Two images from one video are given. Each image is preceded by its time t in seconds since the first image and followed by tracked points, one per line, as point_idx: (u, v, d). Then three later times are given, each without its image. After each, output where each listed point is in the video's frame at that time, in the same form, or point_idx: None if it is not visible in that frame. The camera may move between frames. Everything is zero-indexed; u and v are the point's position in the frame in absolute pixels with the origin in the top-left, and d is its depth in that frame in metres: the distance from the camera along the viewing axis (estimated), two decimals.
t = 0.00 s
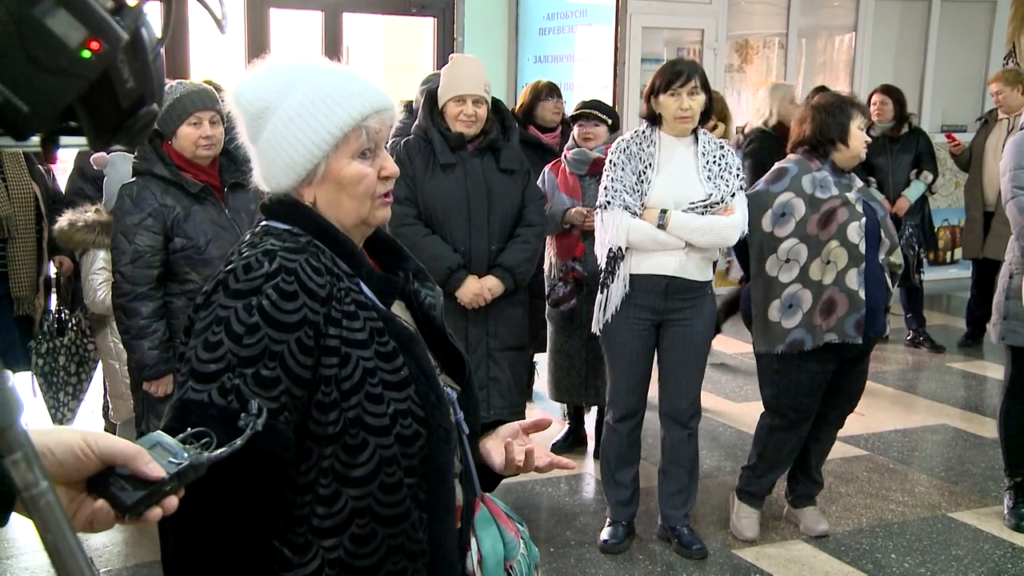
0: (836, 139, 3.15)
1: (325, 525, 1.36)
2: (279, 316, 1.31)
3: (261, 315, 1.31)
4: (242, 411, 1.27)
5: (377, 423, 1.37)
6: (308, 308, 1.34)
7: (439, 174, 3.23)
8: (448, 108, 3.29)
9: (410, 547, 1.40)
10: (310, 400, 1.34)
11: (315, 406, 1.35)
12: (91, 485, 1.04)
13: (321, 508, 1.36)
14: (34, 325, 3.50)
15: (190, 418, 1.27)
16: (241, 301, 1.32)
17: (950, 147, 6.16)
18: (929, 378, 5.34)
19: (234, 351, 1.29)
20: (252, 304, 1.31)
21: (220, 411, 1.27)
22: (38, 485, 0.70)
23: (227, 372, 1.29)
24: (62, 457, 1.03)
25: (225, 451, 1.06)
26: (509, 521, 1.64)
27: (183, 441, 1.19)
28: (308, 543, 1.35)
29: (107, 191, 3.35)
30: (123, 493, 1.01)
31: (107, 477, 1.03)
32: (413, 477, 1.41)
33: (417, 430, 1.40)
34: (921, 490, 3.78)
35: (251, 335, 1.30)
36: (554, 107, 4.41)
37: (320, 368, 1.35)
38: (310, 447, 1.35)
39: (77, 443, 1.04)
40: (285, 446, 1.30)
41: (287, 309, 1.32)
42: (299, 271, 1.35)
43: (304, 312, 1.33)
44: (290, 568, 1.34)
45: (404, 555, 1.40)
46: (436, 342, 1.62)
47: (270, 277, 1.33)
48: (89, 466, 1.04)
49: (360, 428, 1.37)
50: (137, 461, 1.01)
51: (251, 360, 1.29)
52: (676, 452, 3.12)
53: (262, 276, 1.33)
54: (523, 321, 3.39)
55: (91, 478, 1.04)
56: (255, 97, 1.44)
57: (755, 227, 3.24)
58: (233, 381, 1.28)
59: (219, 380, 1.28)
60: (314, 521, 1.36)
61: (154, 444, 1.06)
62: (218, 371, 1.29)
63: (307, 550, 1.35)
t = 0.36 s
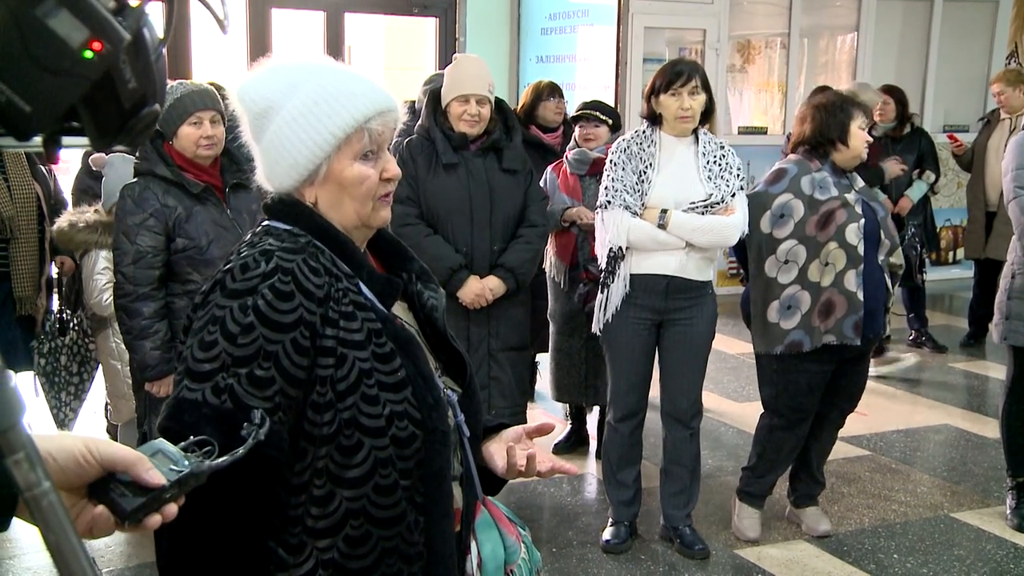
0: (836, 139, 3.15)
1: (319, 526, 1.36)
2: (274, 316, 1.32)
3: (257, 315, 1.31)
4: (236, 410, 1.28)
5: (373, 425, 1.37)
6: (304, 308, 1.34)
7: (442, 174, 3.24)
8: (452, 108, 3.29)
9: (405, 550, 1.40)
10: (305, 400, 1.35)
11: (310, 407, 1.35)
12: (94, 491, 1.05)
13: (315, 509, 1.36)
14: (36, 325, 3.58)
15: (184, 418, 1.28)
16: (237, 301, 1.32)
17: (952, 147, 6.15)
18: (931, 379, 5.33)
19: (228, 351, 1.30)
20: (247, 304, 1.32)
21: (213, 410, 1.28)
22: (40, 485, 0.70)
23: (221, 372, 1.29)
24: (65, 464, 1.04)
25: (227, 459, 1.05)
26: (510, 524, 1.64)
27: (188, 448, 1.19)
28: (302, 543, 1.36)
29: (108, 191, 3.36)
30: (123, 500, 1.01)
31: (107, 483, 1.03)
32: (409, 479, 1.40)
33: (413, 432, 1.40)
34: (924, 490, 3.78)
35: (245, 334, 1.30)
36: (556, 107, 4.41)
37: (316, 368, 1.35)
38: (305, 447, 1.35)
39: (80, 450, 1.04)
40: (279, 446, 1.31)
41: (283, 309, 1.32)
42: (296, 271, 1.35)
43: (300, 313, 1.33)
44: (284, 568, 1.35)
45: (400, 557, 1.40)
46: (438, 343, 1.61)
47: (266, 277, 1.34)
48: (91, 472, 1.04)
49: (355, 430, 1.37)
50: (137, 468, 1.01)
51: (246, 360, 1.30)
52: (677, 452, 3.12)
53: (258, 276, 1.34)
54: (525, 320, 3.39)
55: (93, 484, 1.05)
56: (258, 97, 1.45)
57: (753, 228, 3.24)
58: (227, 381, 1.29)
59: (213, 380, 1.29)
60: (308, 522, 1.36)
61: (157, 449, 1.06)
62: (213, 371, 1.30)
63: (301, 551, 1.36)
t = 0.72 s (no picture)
0: (833, 140, 3.15)
1: (323, 527, 1.36)
2: (280, 316, 1.32)
3: (263, 315, 1.31)
4: (241, 411, 1.28)
5: (378, 426, 1.38)
6: (309, 309, 1.34)
7: (442, 173, 3.23)
8: (454, 109, 3.29)
9: (409, 552, 1.41)
10: (311, 402, 1.35)
11: (315, 408, 1.35)
12: (99, 487, 1.05)
13: (320, 510, 1.36)
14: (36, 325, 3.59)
15: (189, 418, 1.28)
16: (242, 301, 1.32)
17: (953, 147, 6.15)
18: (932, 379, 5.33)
19: (234, 352, 1.30)
20: (253, 305, 1.32)
21: (219, 410, 1.27)
22: (41, 485, 0.70)
23: (227, 372, 1.29)
24: (70, 460, 1.04)
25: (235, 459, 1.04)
26: (512, 525, 1.64)
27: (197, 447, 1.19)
28: (307, 545, 1.36)
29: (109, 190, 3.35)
30: (127, 498, 1.01)
31: (113, 480, 1.03)
32: (414, 481, 1.41)
33: (418, 434, 1.40)
34: (924, 490, 3.78)
35: (251, 335, 1.30)
36: (552, 107, 4.39)
37: (321, 369, 1.35)
38: (310, 449, 1.35)
39: (85, 446, 1.04)
40: (285, 447, 1.30)
41: (289, 310, 1.32)
42: (301, 272, 1.35)
43: (305, 314, 1.33)
44: (288, 570, 1.35)
45: (403, 558, 1.41)
46: (440, 344, 1.61)
47: (272, 277, 1.33)
48: (96, 469, 1.04)
49: (360, 431, 1.37)
50: (141, 468, 1.01)
51: (252, 361, 1.30)
52: (677, 452, 3.12)
53: (264, 276, 1.33)
54: (526, 320, 3.39)
55: (99, 480, 1.05)
56: (265, 96, 1.45)
57: (750, 229, 3.24)
58: (233, 382, 1.29)
59: (219, 380, 1.29)
60: (313, 523, 1.36)
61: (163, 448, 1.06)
62: (219, 371, 1.29)
63: (305, 552, 1.36)
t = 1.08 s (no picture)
0: (829, 139, 3.15)
1: (333, 528, 1.36)
2: (290, 317, 1.32)
3: (273, 316, 1.31)
4: (253, 413, 1.28)
5: (387, 426, 1.38)
6: (319, 309, 1.34)
7: (441, 173, 3.23)
8: (452, 109, 3.29)
9: (417, 551, 1.41)
10: (320, 402, 1.35)
11: (324, 408, 1.35)
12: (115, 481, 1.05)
13: (329, 511, 1.36)
14: (36, 325, 3.62)
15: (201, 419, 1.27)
16: (253, 301, 1.32)
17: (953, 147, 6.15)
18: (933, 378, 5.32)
19: (245, 352, 1.30)
20: (263, 305, 1.32)
21: (231, 412, 1.27)
22: (41, 485, 0.70)
23: (237, 373, 1.29)
24: (86, 454, 1.03)
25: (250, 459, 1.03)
26: (513, 523, 1.65)
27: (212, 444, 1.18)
28: (316, 545, 1.36)
29: (109, 190, 3.36)
30: (141, 499, 1.00)
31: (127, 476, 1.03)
32: (423, 480, 1.41)
33: (426, 433, 1.41)
34: (925, 490, 3.77)
35: (262, 335, 1.30)
36: (547, 106, 4.40)
37: (330, 370, 1.35)
38: (320, 449, 1.35)
39: (101, 441, 1.03)
40: (297, 449, 1.30)
41: (299, 310, 1.32)
42: (310, 272, 1.35)
43: (315, 314, 1.33)
44: (297, 571, 1.35)
45: (411, 558, 1.41)
46: (443, 342, 1.62)
47: (281, 277, 1.33)
48: (111, 464, 1.03)
49: (370, 431, 1.37)
50: (155, 470, 1.00)
51: (263, 361, 1.30)
52: (677, 452, 3.13)
53: (273, 276, 1.33)
54: (526, 319, 3.39)
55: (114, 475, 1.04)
56: (272, 95, 1.45)
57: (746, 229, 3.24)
58: (245, 383, 1.29)
59: (230, 381, 1.29)
60: (322, 523, 1.36)
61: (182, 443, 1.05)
62: (229, 372, 1.29)
63: (314, 553, 1.36)
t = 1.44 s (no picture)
0: (825, 139, 3.14)
1: (334, 529, 1.37)
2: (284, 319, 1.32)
3: (267, 319, 1.31)
4: (250, 417, 1.28)
5: (385, 426, 1.38)
6: (313, 311, 1.34)
7: (439, 173, 3.23)
8: (448, 109, 3.29)
9: (419, 550, 1.42)
10: (318, 404, 1.35)
11: (322, 410, 1.35)
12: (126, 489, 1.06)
13: (330, 512, 1.36)
14: (37, 324, 3.63)
15: (198, 425, 1.27)
16: (246, 305, 1.32)
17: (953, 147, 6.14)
18: (933, 378, 5.32)
19: (240, 357, 1.30)
20: (257, 309, 1.31)
21: (228, 417, 1.27)
22: (41, 484, 0.70)
23: (233, 378, 1.29)
24: (93, 462, 1.04)
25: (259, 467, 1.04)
26: (516, 519, 1.65)
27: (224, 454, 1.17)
28: (317, 547, 1.36)
29: (109, 191, 3.35)
30: (151, 505, 1.00)
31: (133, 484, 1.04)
32: (422, 479, 1.41)
33: (426, 432, 1.41)
34: (925, 490, 3.77)
35: (256, 339, 1.30)
36: (546, 106, 4.39)
37: (327, 371, 1.35)
38: (318, 451, 1.35)
39: (108, 449, 1.04)
40: (295, 452, 1.30)
41: (293, 312, 1.32)
42: (304, 274, 1.35)
43: (310, 315, 1.33)
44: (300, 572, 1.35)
45: (414, 558, 1.41)
46: (442, 340, 1.62)
47: (274, 280, 1.33)
48: (116, 472, 1.04)
49: (368, 431, 1.38)
50: (160, 481, 1.00)
51: (258, 365, 1.30)
52: (676, 452, 3.13)
53: (266, 279, 1.33)
54: (525, 318, 3.39)
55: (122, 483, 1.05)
56: (270, 96, 1.44)
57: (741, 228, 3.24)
58: (240, 387, 1.29)
59: (226, 386, 1.29)
60: (323, 525, 1.36)
61: (191, 452, 1.05)
62: (224, 377, 1.29)
63: (316, 555, 1.36)
